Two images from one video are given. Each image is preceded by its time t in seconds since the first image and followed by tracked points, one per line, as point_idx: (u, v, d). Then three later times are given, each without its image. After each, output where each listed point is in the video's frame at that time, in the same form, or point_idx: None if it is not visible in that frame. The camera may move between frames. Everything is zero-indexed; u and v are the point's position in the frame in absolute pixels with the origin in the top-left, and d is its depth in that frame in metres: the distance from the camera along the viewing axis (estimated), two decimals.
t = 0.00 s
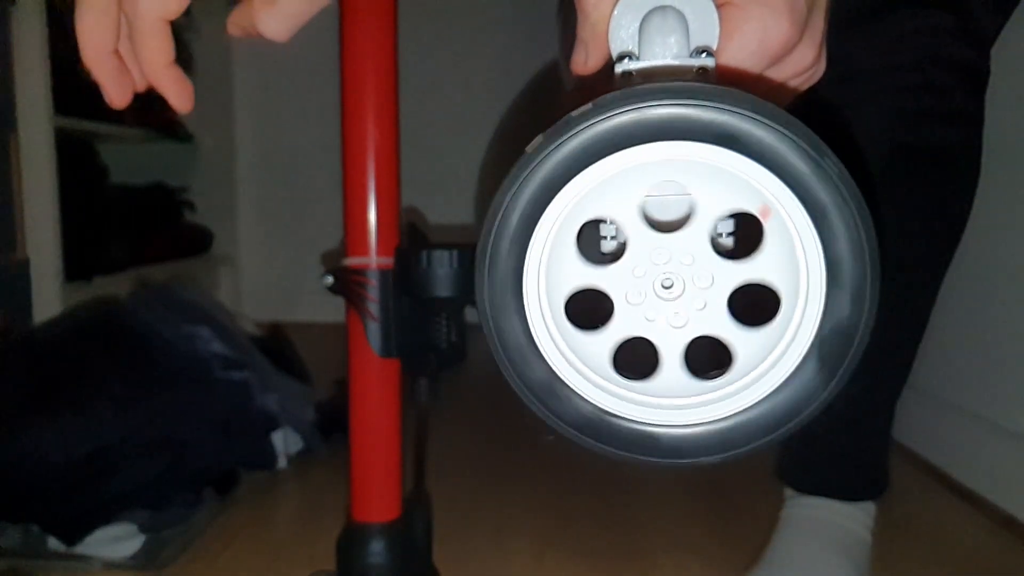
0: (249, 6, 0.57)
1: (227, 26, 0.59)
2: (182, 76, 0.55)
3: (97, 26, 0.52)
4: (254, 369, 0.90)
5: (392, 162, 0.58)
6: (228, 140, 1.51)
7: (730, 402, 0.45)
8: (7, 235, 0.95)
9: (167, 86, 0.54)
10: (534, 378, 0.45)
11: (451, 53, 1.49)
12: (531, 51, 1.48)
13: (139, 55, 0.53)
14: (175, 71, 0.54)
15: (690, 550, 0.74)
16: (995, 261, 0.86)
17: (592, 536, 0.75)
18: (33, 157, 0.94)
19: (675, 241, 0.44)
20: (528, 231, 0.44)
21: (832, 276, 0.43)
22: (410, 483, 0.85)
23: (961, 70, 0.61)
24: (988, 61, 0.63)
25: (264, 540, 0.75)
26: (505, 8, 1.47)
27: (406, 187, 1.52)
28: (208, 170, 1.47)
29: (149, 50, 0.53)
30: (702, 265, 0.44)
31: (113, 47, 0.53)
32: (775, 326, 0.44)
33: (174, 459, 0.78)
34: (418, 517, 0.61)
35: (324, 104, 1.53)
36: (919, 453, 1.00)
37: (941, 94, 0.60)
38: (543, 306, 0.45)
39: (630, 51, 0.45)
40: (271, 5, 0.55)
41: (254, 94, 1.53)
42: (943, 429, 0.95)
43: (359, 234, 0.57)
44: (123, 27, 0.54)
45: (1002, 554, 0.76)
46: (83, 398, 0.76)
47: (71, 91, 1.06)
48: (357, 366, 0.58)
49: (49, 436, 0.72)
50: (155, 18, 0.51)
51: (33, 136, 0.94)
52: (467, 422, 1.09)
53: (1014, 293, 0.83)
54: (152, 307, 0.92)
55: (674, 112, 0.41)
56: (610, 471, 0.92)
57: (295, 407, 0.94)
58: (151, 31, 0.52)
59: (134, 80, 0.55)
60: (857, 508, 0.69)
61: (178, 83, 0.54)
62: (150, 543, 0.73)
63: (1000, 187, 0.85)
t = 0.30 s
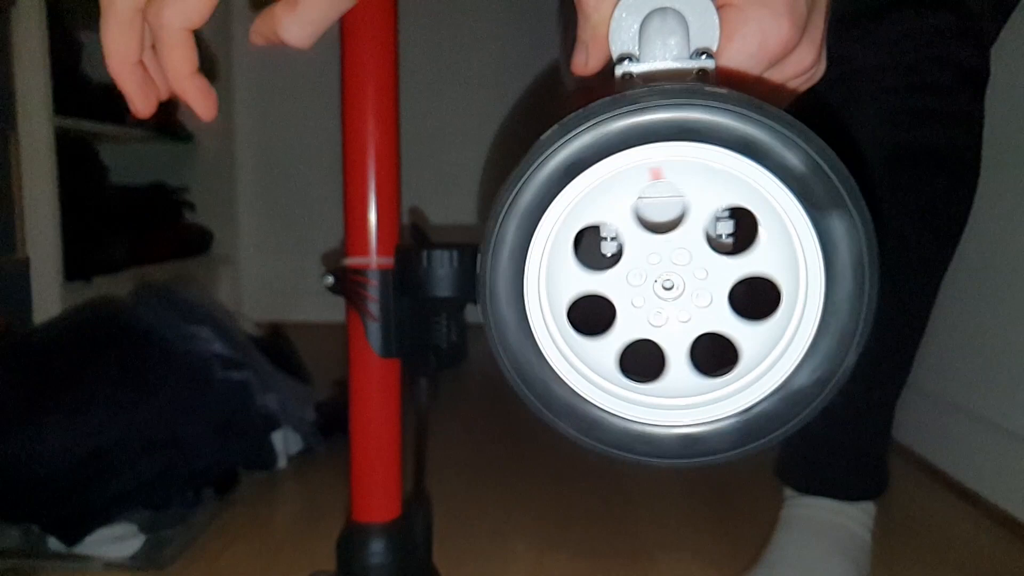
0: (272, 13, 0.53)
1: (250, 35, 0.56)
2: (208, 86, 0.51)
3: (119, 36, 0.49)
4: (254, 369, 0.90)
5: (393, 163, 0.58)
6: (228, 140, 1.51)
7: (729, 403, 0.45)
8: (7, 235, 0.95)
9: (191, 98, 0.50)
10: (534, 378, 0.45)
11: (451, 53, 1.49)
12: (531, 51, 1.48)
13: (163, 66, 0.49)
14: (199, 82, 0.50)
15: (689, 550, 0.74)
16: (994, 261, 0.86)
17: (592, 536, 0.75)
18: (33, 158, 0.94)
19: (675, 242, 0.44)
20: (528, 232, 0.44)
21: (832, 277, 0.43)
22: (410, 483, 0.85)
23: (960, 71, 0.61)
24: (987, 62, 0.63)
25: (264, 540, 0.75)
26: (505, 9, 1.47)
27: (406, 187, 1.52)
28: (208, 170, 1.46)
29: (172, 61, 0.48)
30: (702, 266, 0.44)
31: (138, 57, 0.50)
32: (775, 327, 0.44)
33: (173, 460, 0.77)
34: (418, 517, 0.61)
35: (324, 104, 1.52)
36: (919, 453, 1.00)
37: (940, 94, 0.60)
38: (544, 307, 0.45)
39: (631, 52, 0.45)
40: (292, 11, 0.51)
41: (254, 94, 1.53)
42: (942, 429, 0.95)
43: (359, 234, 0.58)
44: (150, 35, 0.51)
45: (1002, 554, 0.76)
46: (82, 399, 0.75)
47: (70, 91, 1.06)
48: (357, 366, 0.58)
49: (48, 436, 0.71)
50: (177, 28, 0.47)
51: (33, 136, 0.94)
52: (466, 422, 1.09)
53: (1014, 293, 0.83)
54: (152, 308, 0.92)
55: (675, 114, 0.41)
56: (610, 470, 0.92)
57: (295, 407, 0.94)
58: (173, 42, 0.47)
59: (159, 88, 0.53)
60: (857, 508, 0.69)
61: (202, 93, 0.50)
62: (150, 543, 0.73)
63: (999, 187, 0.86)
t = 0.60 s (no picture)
0: (294, 19, 0.50)
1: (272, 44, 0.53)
2: (232, 93, 0.51)
3: (146, 46, 0.48)
4: (255, 368, 0.90)
5: (393, 164, 0.58)
6: (228, 140, 1.51)
7: (719, 403, 0.45)
8: (7, 235, 0.95)
9: (216, 106, 0.50)
10: (526, 373, 0.45)
11: (451, 53, 1.49)
12: (531, 51, 1.48)
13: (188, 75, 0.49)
14: (224, 90, 0.50)
15: (689, 550, 0.74)
16: (994, 261, 0.86)
17: (592, 536, 0.75)
18: (33, 158, 0.94)
19: (669, 241, 0.44)
20: (524, 232, 0.44)
21: (825, 279, 0.43)
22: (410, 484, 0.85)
23: (960, 71, 0.61)
24: (987, 62, 0.63)
25: (264, 540, 0.75)
26: (505, 8, 1.47)
27: (406, 187, 1.52)
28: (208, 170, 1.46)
29: (197, 70, 0.48)
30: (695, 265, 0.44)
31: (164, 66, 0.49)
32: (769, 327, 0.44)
33: (173, 460, 0.78)
34: (418, 517, 0.61)
35: (323, 104, 1.52)
36: (919, 453, 1.00)
37: (940, 94, 0.60)
38: (537, 303, 0.45)
39: (632, 53, 0.45)
40: (314, 15, 0.48)
41: (254, 94, 1.53)
42: (942, 429, 0.95)
43: (360, 235, 0.58)
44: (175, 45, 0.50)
45: (1002, 554, 0.76)
46: (81, 398, 0.75)
47: (70, 91, 1.06)
48: (357, 366, 0.58)
49: (48, 436, 0.71)
50: (202, 39, 0.47)
51: (33, 136, 0.94)
52: (466, 422, 1.09)
53: (1014, 293, 0.83)
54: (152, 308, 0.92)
55: (671, 113, 0.41)
56: (610, 470, 0.92)
57: (295, 407, 0.94)
58: (196, 52, 0.47)
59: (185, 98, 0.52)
60: (858, 508, 0.69)
61: (227, 101, 0.50)
62: (150, 544, 0.72)
63: (1000, 187, 0.85)
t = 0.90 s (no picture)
0: (306, 21, 0.50)
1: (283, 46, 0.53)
2: (248, 95, 0.50)
3: (163, 47, 0.47)
4: (255, 368, 0.90)
5: (393, 163, 0.58)
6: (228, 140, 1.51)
7: (717, 406, 0.45)
8: (7, 235, 0.95)
9: (232, 108, 0.50)
10: (524, 376, 0.45)
11: (451, 53, 1.49)
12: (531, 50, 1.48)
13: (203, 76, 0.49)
14: (240, 92, 0.50)
15: (689, 550, 0.74)
16: (995, 261, 0.86)
17: (592, 536, 0.76)
18: (33, 158, 0.94)
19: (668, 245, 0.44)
20: (524, 234, 0.44)
21: (824, 284, 0.43)
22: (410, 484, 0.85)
23: (961, 71, 0.61)
24: (988, 62, 0.63)
25: (264, 540, 0.75)
26: (505, 8, 1.47)
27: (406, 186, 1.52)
28: (208, 170, 1.46)
29: (213, 73, 0.48)
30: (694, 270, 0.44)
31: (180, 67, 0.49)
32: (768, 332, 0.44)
33: (173, 460, 0.77)
34: (418, 517, 0.61)
35: (323, 104, 1.52)
36: (919, 453, 1.00)
37: (941, 95, 0.60)
38: (537, 307, 0.45)
39: (629, 51, 0.45)
40: (327, 17, 0.49)
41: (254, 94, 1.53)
42: (942, 429, 0.95)
43: (359, 235, 0.58)
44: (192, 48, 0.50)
45: (1002, 554, 0.76)
46: (82, 399, 0.75)
47: (70, 91, 1.06)
48: (357, 366, 0.58)
49: (48, 436, 0.72)
50: (218, 42, 0.46)
51: (33, 136, 0.94)
52: (466, 422, 1.09)
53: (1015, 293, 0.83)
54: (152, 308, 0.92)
55: (672, 119, 0.41)
56: (610, 471, 0.92)
57: (296, 407, 0.94)
58: (212, 54, 0.47)
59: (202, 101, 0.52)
60: (858, 508, 0.69)
61: (243, 103, 0.50)
62: (149, 544, 0.73)
63: (1000, 187, 0.85)
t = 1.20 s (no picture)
0: (317, 23, 0.50)
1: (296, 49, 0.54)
2: (261, 98, 0.52)
3: (177, 50, 0.48)
4: (255, 368, 0.90)
5: (392, 162, 0.58)
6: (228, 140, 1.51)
7: (719, 403, 0.45)
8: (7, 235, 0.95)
9: (244, 109, 0.51)
10: (525, 373, 0.45)
11: (450, 53, 1.49)
12: (532, 50, 1.48)
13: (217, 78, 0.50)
14: (252, 94, 0.51)
15: (689, 550, 0.74)
16: (995, 261, 0.86)
17: (593, 536, 0.75)
18: (33, 159, 0.94)
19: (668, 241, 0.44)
20: (524, 232, 0.44)
21: (825, 280, 0.43)
22: (410, 484, 0.85)
23: (961, 71, 0.61)
24: (988, 62, 0.63)
25: (265, 540, 0.75)
26: (506, 9, 1.47)
27: (406, 187, 1.52)
28: (208, 170, 1.46)
29: (225, 75, 0.49)
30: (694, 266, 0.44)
31: (193, 71, 0.49)
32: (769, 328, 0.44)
33: (173, 460, 0.77)
34: (418, 518, 0.61)
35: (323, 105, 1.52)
36: (919, 453, 1.00)
37: (940, 94, 0.60)
38: (537, 305, 0.45)
39: (627, 50, 0.45)
40: (338, 19, 0.49)
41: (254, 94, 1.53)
42: (943, 429, 0.95)
43: (359, 234, 0.58)
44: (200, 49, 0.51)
45: (1002, 554, 0.76)
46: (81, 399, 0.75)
47: (69, 92, 1.06)
48: (357, 366, 0.58)
49: (48, 437, 0.72)
50: (230, 44, 0.48)
51: (34, 136, 0.94)
52: (466, 422, 1.09)
53: (1015, 293, 0.83)
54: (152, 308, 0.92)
55: (673, 114, 0.41)
56: (610, 471, 0.92)
57: (296, 407, 0.94)
58: (225, 57, 0.48)
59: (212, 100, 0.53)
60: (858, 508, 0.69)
61: (255, 105, 0.52)
62: (150, 544, 0.72)
63: (1000, 187, 0.85)
